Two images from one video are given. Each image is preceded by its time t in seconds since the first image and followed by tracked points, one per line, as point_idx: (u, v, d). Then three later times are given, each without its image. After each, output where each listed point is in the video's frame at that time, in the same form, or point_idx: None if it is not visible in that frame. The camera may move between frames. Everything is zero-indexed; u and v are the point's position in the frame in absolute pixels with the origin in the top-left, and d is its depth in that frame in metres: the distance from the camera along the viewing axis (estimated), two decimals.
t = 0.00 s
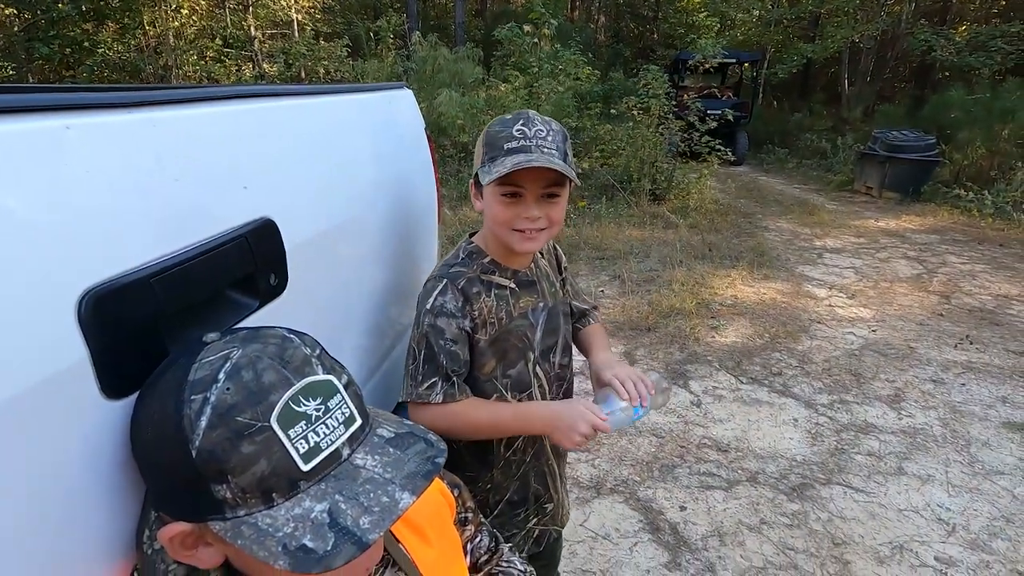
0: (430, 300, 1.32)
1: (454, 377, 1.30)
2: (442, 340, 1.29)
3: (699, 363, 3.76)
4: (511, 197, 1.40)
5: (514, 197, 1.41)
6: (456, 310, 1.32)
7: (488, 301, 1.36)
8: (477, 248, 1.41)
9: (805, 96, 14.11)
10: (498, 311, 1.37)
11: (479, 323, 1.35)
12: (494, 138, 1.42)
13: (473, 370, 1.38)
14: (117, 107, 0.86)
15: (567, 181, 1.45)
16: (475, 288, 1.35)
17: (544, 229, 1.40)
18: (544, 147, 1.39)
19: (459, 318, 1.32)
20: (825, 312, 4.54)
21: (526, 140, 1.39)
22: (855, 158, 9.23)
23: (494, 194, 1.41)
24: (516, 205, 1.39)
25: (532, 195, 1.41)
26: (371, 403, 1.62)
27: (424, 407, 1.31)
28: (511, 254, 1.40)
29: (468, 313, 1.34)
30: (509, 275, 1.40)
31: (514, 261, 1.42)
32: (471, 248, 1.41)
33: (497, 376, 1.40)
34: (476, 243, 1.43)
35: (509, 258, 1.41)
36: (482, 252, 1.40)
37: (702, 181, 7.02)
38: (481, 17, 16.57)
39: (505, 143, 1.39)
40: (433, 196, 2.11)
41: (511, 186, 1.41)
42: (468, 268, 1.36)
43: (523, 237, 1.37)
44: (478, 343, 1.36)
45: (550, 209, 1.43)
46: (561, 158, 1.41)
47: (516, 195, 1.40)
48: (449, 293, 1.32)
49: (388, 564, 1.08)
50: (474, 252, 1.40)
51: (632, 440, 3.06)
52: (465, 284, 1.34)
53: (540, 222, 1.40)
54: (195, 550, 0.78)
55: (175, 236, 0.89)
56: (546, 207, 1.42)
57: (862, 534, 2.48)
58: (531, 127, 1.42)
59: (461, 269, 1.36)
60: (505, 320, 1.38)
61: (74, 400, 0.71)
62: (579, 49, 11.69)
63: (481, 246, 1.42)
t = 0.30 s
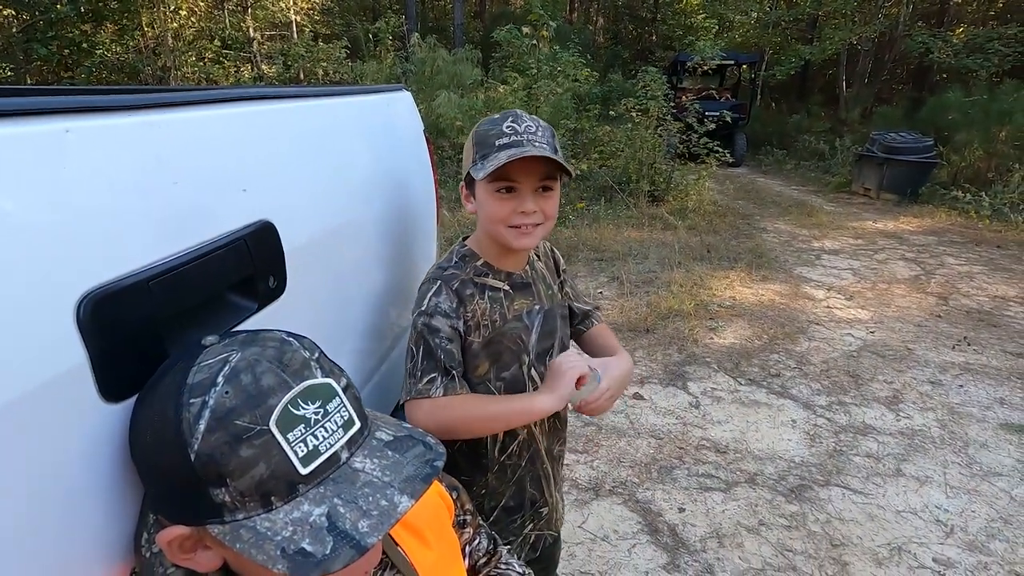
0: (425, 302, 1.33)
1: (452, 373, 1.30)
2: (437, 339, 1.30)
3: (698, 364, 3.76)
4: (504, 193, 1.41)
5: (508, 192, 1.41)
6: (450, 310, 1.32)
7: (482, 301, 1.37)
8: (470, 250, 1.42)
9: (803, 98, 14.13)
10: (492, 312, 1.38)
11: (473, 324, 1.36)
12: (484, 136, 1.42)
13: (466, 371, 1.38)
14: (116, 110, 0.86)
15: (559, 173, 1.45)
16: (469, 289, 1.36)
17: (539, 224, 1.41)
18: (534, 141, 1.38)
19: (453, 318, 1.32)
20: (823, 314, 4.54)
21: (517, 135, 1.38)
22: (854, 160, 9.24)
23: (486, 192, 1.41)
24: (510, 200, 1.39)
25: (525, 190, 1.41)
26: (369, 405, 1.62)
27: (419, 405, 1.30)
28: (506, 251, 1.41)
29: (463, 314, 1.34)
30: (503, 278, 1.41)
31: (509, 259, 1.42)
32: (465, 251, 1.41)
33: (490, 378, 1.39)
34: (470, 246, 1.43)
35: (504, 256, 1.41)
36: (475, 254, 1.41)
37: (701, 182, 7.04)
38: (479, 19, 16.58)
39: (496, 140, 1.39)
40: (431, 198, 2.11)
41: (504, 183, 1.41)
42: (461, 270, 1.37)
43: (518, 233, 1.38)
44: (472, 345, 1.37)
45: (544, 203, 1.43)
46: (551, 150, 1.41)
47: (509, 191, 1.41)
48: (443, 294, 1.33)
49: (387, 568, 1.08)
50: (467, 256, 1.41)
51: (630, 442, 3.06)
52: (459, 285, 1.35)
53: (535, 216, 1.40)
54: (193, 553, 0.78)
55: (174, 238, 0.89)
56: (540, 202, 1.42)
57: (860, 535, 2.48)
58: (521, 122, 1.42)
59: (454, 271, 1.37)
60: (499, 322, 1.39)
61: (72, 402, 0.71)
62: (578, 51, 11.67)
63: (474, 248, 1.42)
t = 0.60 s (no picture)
0: (422, 306, 1.33)
1: (444, 383, 1.29)
2: (433, 344, 1.29)
3: (696, 366, 3.77)
4: (503, 191, 1.40)
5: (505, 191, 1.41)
6: (448, 315, 1.32)
7: (481, 305, 1.37)
8: (468, 253, 1.42)
9: (801, 100, 14.17)
10: (490, 315, 1.38)
11: (470, 328, 1.36)
12: (481, 137, 1.42)
13: (465, 375, 1.38)
14: (115, 112, 0.86)
15: (556, 169, 1.45)
16: (467, 293, 1.36)
17: (537, 221, 1.41)
18: (531, 137, 1.38)
19: (450, 322, 1.32)
20: (822, 315, 4.55)
21: (513, 133, 1.38)
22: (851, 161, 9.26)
23: (485, 190, 1.41)
24: (508, 198, 1.39)
25: (522, 186, 1.41)
26: (368, 408, 1.62)
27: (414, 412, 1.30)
28: (506, 251, 1.41)
29: (460, 318, 1.34)
30: (501, 280, 1.41)
31: (508, 260, 1.42)
32: (462, 254, 1.41)
33: (490, 381, 1.40)
34: (467, 249, 1.44)
35: (503, 257, 1.41)
36: (473, 257, 1.41)
37: (699, 184, 7.05)
38: (478, 22, 16.61)
39: (492, 139, 1.38)
40: (430, 200, 2.11)
41: (501, 180, 1.41)
42: (459, 273, 1.37)
43: (517, 230, 1.38)
44: (469, 349, 1.37)
45: (542, 199, 1.43)
46: (548, 147, 1.41)
47: (506, 188, 1.40)
48: (440, 298, 1.33)
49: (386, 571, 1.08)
50: (465, 258, 1.41)
51: (629, 444, 3.06)
52: (457, 288, 1.35)
53: (532, 214, 1.40)
54: (192, 557, 0.78)
55: (174, 240, 0.89)
56: (538, 198, 1.42)
57: (859, 537, 2.49)
58: (517, 123, 1.42)
59: (452, 274, 1.37)
60: (497, 325, 1.39)
61: (72, 405, 0.71)
62: (576, 53, 11.69)
63: (472, 251, 1.42)
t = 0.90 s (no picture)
0: (422, 308, 1.32)
1: (441, 388, 1.29)
2: (433, 348, 1.29)
3: (696, 366, 3.77)
4: (503, 191, 1.40)
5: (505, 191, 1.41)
6: (447, 317, 1.32)
7: (481, 306, 1.37)
8: (468, 254, 1.42)
9: (800, 101, 14.20)
10: (490, 317, 1.37)
11: (470, 329, 1.35)
12: (481, 138, 1.41)
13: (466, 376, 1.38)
14: (115, 113, 0.86)
15: (556, 170, 1.45)
16: (467, 293, 1.36)
17: (536, 222, 1.41)
18: (530, 137, 1.38)
19: (450, 325, 1.32)
20: (821, 316, 4.55)
21: (512, 135, 1.37)
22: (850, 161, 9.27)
23: (485, 191, 1.41)
24: (509, 198, 1.39)
25: (522, 186, 1.41)
26: (368, 409, 1.62)
27: (414, 416, 1.30)
28: (506, 251, 1.41)
29: (460, 320, 1.34)
30: (501, 280, 1.41)
31: (507, 260, 1.43)
32: (462, 254, 1.41)
33: (490, 382, 1.40)
34: (467, 250, 1.43)
35: (503, 258, 1.41)
36: (473, 257, 1.41)
37: (699, 184, 7.05)
38: (478, 23, 16.64)
39: (492, 140, 1.38)
40: (430, 201, 2.11)
41: (502, 180, 1.40)
42: (459, 274, 1.37)
43: (517, 231, 1.38)
44: (470, 350, 1.36)
45: (541, 200, 1.43)
46: (548, 147, 1.40)
47: (507, 189, 1.40)
48: (440, 300, 1.33)
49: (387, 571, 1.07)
50: (465, 258, 1.41)
51: (629, 445, 3.06)
52: (456, 290, 1.35)
53: (532, 214, 1.40)
54: (192, 560, 0.78)
55: (174, 241, 0.89)
56: (538, 198, 1.42)
57: (858, 537, 2.49)
58: (517, 124, 1.42)
59: (452, 275, 1.37)
60: (497, 326, 1.38)
61: (73, 407, 0.71)
62: (575, 54, 11.70)
63: (472, 252, 1.42)
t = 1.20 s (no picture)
0: (423, 305, 1.32)
1: (444, 384, 1.29)
2: (434, 345, 1.29)
3: (696, 367, 3.77)
4: (502, 190, 1.40)
5: (503, 190, 1.41)
6: (449, 314, 1.32)
7: (482, 304, 1.37)
8: (469, 252, 1.42)
9: (799, 101, 14.21)
10: (491, 315, 1.37)
11: (471, 327, 1.35)
12: (481, 137, 1.42)
13: (465, 375, 1.38)
14: (115, 114, 0.86)
15: (555, 169, 1.45)
16: (467, 291, 1.35)
17: (534, 221, 1.41)
18: (529, 136, 1.38)
19: (451, 322, 1.32)
20: (821, 316, 4.55)
21: (511, 133, 1.37)
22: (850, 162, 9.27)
23: (484, 190, 1.41)
24: (507, 196, 1.40)
25: (521, 184, 1.41)
26: (368, 410, 1.61)
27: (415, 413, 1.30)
28: (504, 250, 1.41)
29: (461, 317, 1.34)
30: (501, 279, 1.41)
31: (507, 260, 1.43)
32: (462, 253, 1.41)
33: (489, 380, 1.40)
34: (468, 249, 1.43)
35: (502, 257, 1.41)
36: (473, 256, 1.41)
37: (699, 184, 7.05)
38: (477, 22, 16.63)
39: (491, 139, 1.38)
40: (430, 201, 2.10)
41: (501, 179, 1.41)
42: (459, 272, 1.37)
43: (514, 229, 1.38)
44: (470, 347, 1.36)
45: (539, 199, 1.43)
46: (546, 147, 1.40)
47: (506, 187, 1.41)
48: (441, 297, 1.33)
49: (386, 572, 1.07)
50: (466, 257, 1.41)
51: (628, 445, 3.06)
52: (457, 287, 1.34)
53: (529, 213, 1.40)
54: (192, 561, 0.78)
55: (174, 241, 0.89)
56: (535, 197, 1.42)
57: (858, 538, 2.49)
58: (516, 123, 1.41)
59: (452, 273, 1.36)
60: (497, 325, 1.38)
61: (74, 407, 0.71)
62: (574, 53, 11.69)
63: (472, 251, 1.42)
